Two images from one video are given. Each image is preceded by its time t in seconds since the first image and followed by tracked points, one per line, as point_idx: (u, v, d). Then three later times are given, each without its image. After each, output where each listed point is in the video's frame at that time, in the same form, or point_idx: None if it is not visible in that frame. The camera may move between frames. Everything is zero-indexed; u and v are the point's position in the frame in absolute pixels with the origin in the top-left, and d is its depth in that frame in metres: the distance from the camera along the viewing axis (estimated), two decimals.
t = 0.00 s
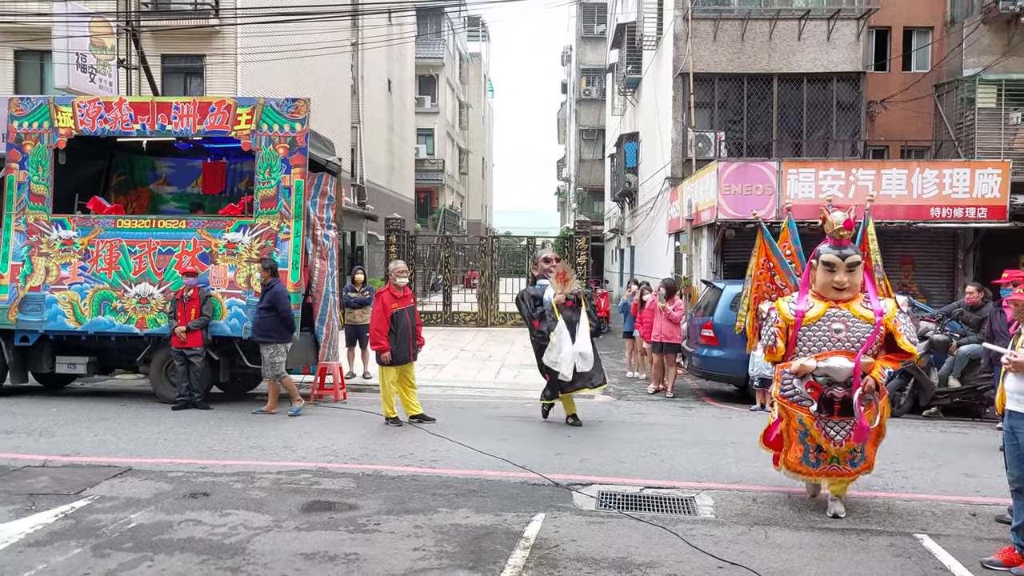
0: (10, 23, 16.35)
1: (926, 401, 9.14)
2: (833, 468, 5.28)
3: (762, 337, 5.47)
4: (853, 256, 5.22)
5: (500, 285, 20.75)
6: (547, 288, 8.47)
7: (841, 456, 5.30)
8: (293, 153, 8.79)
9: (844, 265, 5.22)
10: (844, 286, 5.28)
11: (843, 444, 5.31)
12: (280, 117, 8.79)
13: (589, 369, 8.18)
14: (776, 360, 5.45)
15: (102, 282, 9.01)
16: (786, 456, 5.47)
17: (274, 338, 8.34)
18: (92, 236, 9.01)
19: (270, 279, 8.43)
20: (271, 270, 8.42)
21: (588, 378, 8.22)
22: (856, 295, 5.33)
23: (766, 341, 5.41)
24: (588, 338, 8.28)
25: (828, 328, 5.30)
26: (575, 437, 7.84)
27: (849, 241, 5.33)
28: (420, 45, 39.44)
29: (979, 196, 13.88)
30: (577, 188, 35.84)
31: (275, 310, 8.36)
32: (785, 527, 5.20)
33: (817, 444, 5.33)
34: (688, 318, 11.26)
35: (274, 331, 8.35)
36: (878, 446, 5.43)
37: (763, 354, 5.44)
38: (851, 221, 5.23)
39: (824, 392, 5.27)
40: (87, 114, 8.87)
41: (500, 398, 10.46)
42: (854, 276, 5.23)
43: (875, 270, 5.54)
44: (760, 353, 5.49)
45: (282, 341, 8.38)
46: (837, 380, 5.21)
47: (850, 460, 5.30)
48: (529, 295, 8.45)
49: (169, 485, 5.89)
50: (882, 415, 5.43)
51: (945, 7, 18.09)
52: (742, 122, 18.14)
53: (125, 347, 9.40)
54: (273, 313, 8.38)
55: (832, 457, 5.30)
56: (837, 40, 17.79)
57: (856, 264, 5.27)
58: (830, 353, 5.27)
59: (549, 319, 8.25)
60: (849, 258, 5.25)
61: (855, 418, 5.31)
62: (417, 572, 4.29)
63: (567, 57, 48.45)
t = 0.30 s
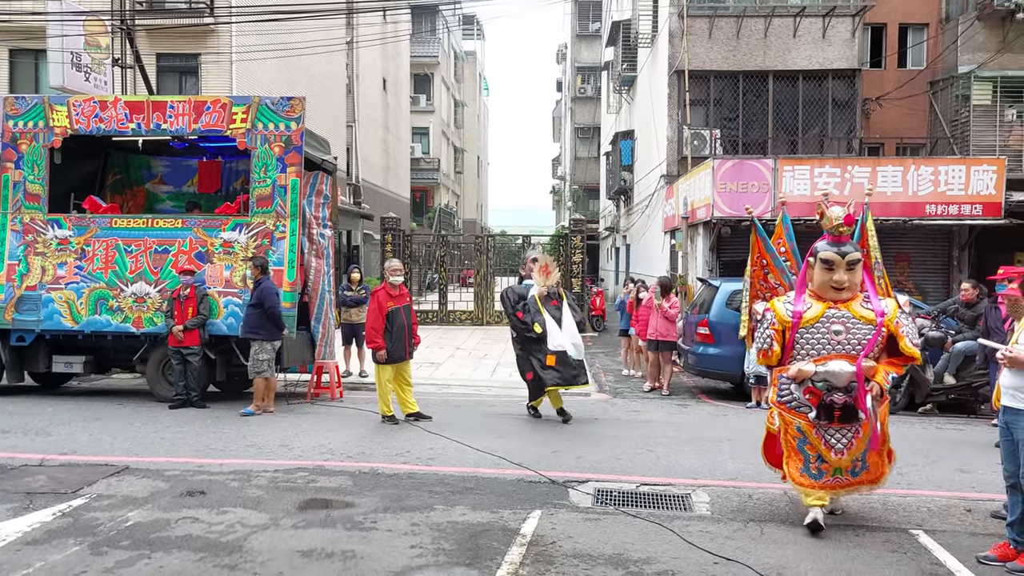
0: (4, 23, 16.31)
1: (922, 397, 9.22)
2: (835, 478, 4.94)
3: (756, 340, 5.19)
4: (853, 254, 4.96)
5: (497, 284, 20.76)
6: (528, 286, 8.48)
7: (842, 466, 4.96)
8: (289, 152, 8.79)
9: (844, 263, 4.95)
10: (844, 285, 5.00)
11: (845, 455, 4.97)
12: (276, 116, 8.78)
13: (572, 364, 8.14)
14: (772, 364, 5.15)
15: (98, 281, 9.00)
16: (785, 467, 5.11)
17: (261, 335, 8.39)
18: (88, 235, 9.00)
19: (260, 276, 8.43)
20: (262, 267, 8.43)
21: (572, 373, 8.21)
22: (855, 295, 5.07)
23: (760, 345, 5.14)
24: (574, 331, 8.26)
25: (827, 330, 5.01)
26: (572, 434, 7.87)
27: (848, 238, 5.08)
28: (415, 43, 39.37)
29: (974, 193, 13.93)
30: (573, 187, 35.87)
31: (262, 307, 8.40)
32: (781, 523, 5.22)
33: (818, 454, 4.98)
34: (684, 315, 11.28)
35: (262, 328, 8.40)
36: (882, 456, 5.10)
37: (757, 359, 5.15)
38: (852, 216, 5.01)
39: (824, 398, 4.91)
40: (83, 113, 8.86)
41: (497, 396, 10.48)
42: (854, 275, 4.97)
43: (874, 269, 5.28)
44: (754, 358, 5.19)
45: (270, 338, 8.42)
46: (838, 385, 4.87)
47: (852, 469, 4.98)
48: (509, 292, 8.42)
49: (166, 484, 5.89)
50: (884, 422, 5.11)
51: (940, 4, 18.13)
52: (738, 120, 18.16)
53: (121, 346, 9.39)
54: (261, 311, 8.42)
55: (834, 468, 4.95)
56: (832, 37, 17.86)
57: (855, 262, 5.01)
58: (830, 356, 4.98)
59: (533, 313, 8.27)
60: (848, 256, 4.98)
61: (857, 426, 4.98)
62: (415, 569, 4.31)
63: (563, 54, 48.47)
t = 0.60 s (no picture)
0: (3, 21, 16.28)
1: (921, 392, 9.28)
2: (831, 479, 4.79)
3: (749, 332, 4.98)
4: (855, 241, 4.76)
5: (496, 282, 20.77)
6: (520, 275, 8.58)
7: (841, 467, 4.78)
8: (288, 149, 8.79)
9: (845, 252, 4.75)
10: (844, 275, 4.80)
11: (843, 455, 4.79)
12: (275, 113, 8.78)
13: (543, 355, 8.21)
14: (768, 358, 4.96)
15: (98, 279, 9.00)
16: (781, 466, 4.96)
17: (251, 332, 8.30)
18: (87, 233, 9.00)
19: (254, 274, 8.35)
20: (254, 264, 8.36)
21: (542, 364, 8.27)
22: (856, 285, 4.87)
23: (754, 337, 4.93)
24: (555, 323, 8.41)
25: (827, 322, 4.80)
26: (572, 431, 7.88)
27: (849, 226, 4.88)
28: (413, 41, 39.28)
29: (973, 188, 13.94)
30: (572, 183, 35.88)
31: (251, 304, 8.32)
32: (781, 517, 5.23)
33: (815, 453, 4.82)
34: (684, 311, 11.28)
35: (251, 325, 8.31)
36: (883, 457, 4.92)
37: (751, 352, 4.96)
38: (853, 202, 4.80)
39: (824, 394, 4.71)
40: (81, 111, 8.85)
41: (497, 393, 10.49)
42: (855, 264, 4.77)
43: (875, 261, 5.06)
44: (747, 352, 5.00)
45: (260, 337, 8.33)
46: (840, 381, 4.66)
47: (851, 470, 4.79)
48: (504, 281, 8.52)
49: (167, 481, 5.90)
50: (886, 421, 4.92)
51: None
52: (737, 116, 18.16)
53: (121, 345, 9.40)
54: (250, 308, 8.35)
55: (830, 468, 4.79)
56: (831, 33, 17.85)
57: (857, 251, 4.80)
58: (831, 350, 4.77)
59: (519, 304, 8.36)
60: (850, 244, 4.78)
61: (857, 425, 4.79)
62: (416, 565, 4.32)
63: (562, 51, 48.43)
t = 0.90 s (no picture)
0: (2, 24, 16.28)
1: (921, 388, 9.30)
2: (847, 497, 4.37)
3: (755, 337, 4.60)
4: (869, 242, 4.40)
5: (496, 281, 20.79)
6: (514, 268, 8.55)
7: (855, 484, 4.38)
8: (287, 149, 8.79)
9: (859, 252, 4.38)
10: (857, 278, 4.43)
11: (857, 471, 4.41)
12: (274, 114, 8.77)
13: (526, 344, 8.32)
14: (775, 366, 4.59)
15: (98, 281, 9.00)
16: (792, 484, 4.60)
17: (239, 333, 8.30)
18: (87, 235, 8.99)
19: (242, 274, 8.34)
20: (242, 264, 8.36)
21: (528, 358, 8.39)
22: (868, 288, 4.51)
23: (762, 342, 4.56)
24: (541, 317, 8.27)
25: (839, 328, 4.42)
26: (573, 429, 7.87)
27: (863, 224, 4.50)
28: (412, 41, 39.26)
29: (972, 184, 13.92)
30: (572, 182, 35.90)
31: (237, 306, 8.28)
32: (783, 516, 5.23)
33: (827, 468, 4.45)
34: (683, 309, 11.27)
35: (239, 326, 8.31)
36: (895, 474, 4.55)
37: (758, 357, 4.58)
38: (869, 198, 4.41)
39: (835, 405, 4.35)
40: (81, 112, 8.84)
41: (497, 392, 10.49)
42: (868, 266, 4.41)
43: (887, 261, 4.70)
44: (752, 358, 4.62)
45: (249, 338, 8.33)
46: (852, 391, 4.29)
47: (867, 488, 4.39)
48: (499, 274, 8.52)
49: (168, 483, 5.90)
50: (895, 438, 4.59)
51: None
52: (736, 114, 18.15)
53: (121, 346, 9.40)
54: (236, 309, 8.31)
55: (845, 485, 4.39)
56: (829, 31, 17.85)
57: (871, 252, 4.44)
58: (842, 357, 4.40)
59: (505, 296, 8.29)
60: (864, 244, 4.41)
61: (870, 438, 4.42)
62: (417, 565, 4.32)
63: (561, 50, 48.41)
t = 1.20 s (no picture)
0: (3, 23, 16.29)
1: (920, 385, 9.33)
2: (863, 503, 4.13)
3: (765, 333, 4.27)
4: (887, 229, 4.11)
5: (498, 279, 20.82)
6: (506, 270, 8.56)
7: (874, 489, 4.13)
8: (289, 148, 8.80)
9: (877, 240, 4.10)
10: (876, 268, 4.13)
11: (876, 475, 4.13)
12: (275, 113, 8.79)
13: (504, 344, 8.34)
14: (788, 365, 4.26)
15: (100, 280, 9.02)
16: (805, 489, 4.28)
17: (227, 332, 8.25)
18: (89, 234, 9.02)
19: (234, 273, 8.36)
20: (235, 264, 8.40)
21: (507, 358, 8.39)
22: (887, 279, 4.20)
23: (769, 337, 4.23)
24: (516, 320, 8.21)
25: (858, 322, 4.12)
26: (575, 427, 7.89)
27: (879, 212, 4.22)
28: (412, 39, 39.26)
29: (974, 181, 13.91)
30: (573, 180, 35.86)
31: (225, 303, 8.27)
32: (784, 512, 5.25)
33: (847, 473, 4.15)
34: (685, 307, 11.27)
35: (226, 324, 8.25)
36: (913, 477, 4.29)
37: (763, 355, 4.25)
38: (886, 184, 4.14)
39: (857, 404, 4.06)
40: (82, 112, 8.86)
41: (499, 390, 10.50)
42: (886, 255, 4.12)
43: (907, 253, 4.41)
44: (760, 356, 4.29)
45: (235, 337, 8.23)
46: (876, 390, 4.02)
47: (884, 492, 4.13)
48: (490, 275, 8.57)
49: (172, 481, 5.92)
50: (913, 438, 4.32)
51: None
52: (737, 111, 18.16)
53: (124, 345, 9.42)
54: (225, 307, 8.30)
55: (862, 489, 4.13)
56: (831, 27, 17.83)
57: (889, 240, 4.15)
58: (863, 354, 4.11)
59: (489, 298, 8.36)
60: (882, 233, 4.12)
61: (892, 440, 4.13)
62: (420, 563, 4.33)
63: (561, 47, 48.38)
